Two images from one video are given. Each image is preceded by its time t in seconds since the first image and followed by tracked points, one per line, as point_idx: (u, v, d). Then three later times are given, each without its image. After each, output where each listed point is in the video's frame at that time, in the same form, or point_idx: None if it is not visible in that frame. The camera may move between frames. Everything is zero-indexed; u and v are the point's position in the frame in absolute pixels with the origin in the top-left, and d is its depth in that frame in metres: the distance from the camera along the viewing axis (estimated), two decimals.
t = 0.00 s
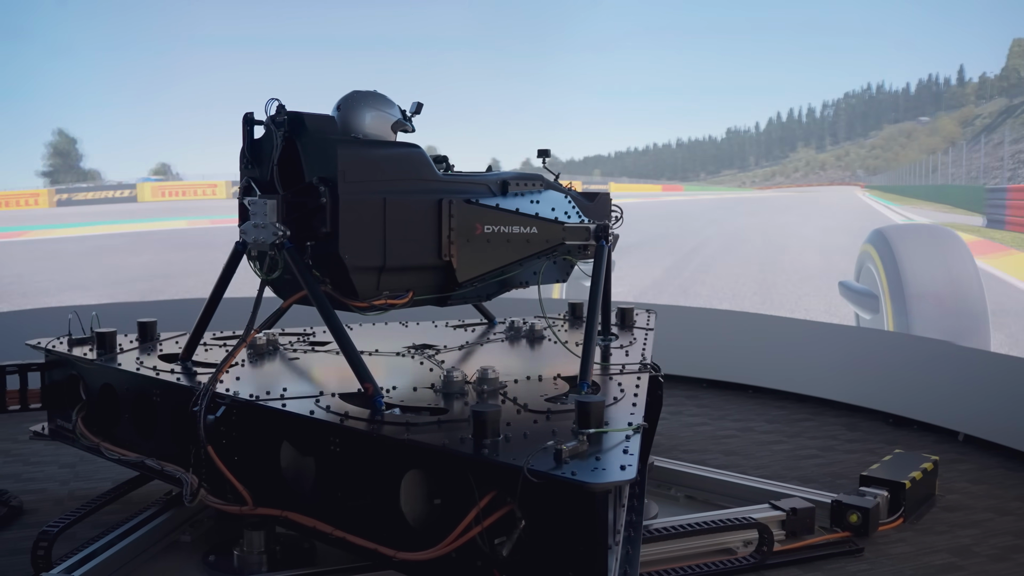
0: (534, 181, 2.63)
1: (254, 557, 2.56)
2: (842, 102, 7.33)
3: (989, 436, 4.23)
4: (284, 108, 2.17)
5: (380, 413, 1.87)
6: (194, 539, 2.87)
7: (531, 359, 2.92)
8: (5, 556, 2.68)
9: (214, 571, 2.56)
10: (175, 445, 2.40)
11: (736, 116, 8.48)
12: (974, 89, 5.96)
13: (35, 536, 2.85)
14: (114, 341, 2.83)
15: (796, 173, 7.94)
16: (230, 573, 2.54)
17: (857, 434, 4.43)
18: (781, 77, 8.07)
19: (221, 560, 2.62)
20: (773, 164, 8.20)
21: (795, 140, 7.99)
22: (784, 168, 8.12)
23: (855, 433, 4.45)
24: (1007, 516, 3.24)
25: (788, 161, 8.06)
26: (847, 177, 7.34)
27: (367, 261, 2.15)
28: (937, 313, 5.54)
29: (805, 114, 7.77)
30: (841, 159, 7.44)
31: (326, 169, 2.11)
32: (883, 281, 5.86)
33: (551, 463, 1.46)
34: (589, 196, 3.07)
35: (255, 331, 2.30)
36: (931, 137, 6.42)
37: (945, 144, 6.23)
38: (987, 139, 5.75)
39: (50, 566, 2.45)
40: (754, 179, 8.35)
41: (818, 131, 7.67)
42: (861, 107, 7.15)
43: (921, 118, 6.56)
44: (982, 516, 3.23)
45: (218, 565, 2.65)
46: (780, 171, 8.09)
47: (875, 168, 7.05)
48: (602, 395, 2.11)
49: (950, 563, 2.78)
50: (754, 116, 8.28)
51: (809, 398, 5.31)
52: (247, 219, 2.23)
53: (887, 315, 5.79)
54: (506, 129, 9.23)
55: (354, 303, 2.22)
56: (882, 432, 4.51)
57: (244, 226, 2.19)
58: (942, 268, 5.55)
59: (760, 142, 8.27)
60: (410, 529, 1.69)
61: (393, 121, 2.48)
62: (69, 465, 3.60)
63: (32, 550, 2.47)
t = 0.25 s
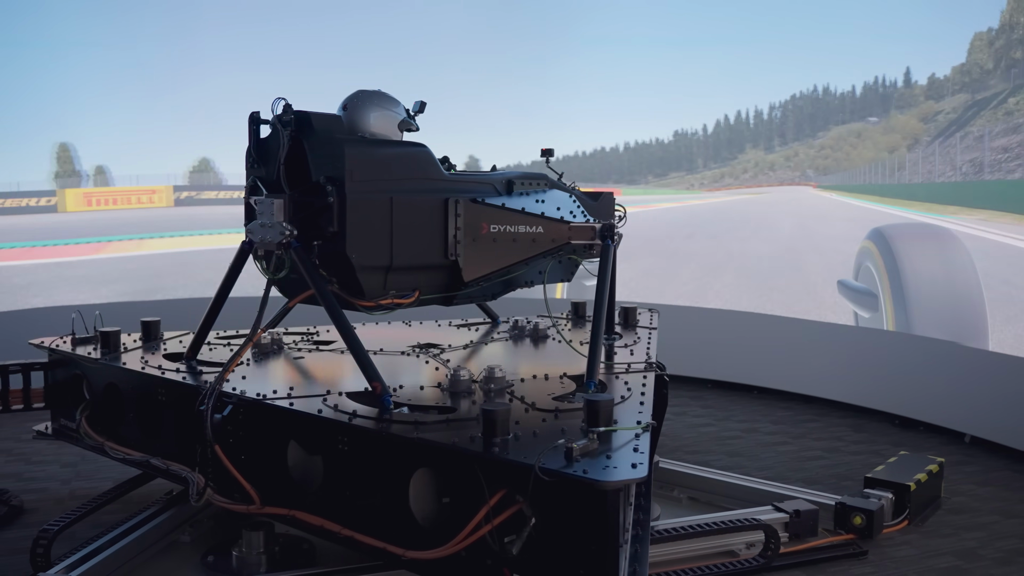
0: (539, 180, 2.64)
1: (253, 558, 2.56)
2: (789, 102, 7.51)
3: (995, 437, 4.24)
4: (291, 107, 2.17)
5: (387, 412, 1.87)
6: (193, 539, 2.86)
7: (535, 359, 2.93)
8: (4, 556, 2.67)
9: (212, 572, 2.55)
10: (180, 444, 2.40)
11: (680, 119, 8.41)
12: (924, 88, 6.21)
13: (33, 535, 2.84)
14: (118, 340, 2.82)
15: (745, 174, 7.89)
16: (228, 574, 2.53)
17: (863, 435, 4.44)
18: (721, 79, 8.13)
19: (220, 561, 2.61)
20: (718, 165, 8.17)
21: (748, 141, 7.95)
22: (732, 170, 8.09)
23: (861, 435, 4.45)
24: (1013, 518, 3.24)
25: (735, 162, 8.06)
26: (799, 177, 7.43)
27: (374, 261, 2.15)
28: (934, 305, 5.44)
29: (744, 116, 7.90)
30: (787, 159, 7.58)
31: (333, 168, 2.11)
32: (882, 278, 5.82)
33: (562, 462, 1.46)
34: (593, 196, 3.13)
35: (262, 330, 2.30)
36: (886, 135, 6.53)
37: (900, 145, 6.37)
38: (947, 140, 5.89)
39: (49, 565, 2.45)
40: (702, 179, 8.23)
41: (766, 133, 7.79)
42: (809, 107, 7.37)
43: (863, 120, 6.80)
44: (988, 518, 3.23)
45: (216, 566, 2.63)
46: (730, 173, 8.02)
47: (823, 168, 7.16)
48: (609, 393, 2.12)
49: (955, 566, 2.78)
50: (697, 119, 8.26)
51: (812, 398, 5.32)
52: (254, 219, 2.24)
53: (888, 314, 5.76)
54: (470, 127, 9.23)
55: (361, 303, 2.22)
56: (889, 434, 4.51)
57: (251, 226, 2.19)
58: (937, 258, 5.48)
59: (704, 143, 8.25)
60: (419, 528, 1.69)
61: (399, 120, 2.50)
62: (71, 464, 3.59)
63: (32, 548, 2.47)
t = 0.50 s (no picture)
0: (542, 181, 2.64)
1: (252, 559, 2.49)
2: (752, 102, 6.55)
3: (994, 436, 4.29)
4: (295, 107, 2.17)
5: (396, 411, 1.87)
6: (193, 540, 2.82)
7: (536, 358, 2.93)
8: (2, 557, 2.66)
9: (211, 572, 2.49)
10: (185, 444, 2.40)
11: (639, 117, 7.23)
12: (890, 87, 5.63)
13: (31, 535, 2.83)
14: (119, 340, 2.81)
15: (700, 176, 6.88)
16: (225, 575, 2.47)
17: (867, 437, 4.45)
18: (683, 67, 7.01)
19: (218, 561, 2.56)
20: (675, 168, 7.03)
21: (708, 136, 6.88)
22: (691, 171, 7.00)
23: (864, 436, 4.46)
24: (1017, 521, 3.22)
25: (697, 162, 6.95)
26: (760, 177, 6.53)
27: (380, 261, 2.16)
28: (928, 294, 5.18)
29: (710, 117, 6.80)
30: (746, 157, 6.65)
31: (339, 168, 2.11)
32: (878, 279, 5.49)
33: (574, 460, 1.46)
34: (593, 196, 3.16)
35: (266, 330, 2.30)
36: (847, 133, 5.97)
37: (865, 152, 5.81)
38: (931, 137, 5.40)
39: (46, 566, 2.44)
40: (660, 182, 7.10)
41: (728, 129, 6.74)
42: (777, 104, 6.41)
43: (832, 118, 6.08)
44: (992, 521, 3.22)
45: (214, 567, 2.58)
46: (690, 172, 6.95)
47: (789, 168, 6.34)
48: (614, 392, 2.12)
49: (958, 569, 2.77)
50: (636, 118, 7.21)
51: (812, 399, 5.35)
52: (259, 218, 2.23)
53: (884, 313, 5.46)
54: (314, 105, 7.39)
55: (367, 302, 2.23)
56: (892, 435, 4.52)
57: (256, 226, 2.19)
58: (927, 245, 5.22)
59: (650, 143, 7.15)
60: (428, 528, 1.69)
61: (403, 120, 2.54)
62: (71, 464, 3.58)
63: (29, 550, 2.45)
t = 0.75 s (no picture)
0: (543, 181, 2.66)
1: (251, 560, 2.43)
2: (721, 98, 6.69)
3: (989, 436, 4.22)
4: (299, 107, 2.17)
5: (402, 411, 1.87)
6: (191, 541, 2.76)
7: (536, 357, 2.95)
8: None
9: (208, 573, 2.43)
10: (188, 444, 2.39)
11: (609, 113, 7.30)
12: (867, 83, 5.66)
13: (28, 536, 2.82)
14: (121, 340, 2.80)
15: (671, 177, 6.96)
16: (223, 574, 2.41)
17: (869, 437, 4.39)
18: (660, 61, 7.12)
19: (215, 562, 2.49)
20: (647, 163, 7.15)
21: (675, 133, 7.00)
22: (659, 168, 7.11)
23: (868, 437, 4.39)
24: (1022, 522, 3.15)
25: (665, 159, 7.04)
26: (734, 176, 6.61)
27: (384, 261, 2.17)
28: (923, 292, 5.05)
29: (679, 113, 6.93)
30: (716, 155, 6.74)
31: (344, 168, 2.12)
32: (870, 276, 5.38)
33: (583, 459, 1.47)
34: (594, 196, 3.17)
35: (271, 330, 2.30)
36: (826, 129, 5.99)
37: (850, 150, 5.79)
38: (932, 130, 5.29)
39: (45, 566, 2.44)
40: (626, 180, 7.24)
41: (693, 126, 6.88)
42: (744, 104, 6.53)
43: (801, 116, 6.17)
44: (996, 522, 3.14)
45: (212, 567, 2.52)
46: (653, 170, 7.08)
47: (759, 167, 6.43)
48: (619, 391, 2.14)
49: (959, 571, 2.71)
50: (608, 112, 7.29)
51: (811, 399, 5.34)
52: (263, 219, 2.24)
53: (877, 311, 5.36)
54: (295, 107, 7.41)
55: (371, 302, 2.24)
56: (897, 436, 4.44)
57: (260, 226, 2.19)
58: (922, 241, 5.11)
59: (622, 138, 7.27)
60: (435, 527, 1.70)
61: (407, 120, 2.56)
62: (71, 465, 3.57)
63: (28, 550, 2.45)
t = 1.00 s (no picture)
0: (546, 180, 2.65)
1: (248, 560, 2.39)
2: (691, 94, 7.18)
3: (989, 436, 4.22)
4: (303, 106, 2.17)
5: (405, 410, 1.87)
6: (188, 541, 2.73)
7: (539, 356, 2.95)
8: None
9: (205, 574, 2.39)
10: (190, 444, 2.39)
11: (568, 107, 7.77)
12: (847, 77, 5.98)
13: (28, 536, 2.81)
14: (123, 340, 2.81)
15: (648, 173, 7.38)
16: None
17: (871, 438, 4.37)
18: (637, 58, 7.55)
19: (213, 562, 2.45)
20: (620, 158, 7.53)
21: (641, 131, 7.45)
22: (626, 165, 7.53)
23: (870, 438, 4.38)
24: None
25: (636, 155, 7.49)
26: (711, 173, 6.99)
27: (387, 260, 2.17)
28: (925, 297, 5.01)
29: (644, 108, 7.44)
30: (687, 152, 7.19)
31: (347, 167, 2.12)
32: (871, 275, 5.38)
33: (588, 457, 1.47)
34: (596, 195, 3.18)
35: (273, 330, 2.31)
36: (800, 130, 6.30)
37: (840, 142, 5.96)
38: (949, 115, 5.25)
39: (43, 567, 2.44)
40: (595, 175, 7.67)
41: (664, 124, 7.31)
42: (715, 103, 6.96)
43: (761, 116, 6.67)
44: (998, 524, 3.14)
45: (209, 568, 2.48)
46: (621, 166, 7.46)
47: (733, 165, 6.85)
48: (621, 390, 2.14)
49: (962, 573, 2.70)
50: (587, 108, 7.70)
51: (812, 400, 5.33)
52: (266, 218, 2.24)
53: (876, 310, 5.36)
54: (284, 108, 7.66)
55: (374, 301, 2.24)
56: (899, 436, 4.43)
57: (263, 225, 2.19)
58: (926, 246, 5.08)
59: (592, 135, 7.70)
60: (440, 526, 1.70)
61: (411, 120, 2.57)
62: (70, 464, 3.56)
63: (26, 550, 2.45)
